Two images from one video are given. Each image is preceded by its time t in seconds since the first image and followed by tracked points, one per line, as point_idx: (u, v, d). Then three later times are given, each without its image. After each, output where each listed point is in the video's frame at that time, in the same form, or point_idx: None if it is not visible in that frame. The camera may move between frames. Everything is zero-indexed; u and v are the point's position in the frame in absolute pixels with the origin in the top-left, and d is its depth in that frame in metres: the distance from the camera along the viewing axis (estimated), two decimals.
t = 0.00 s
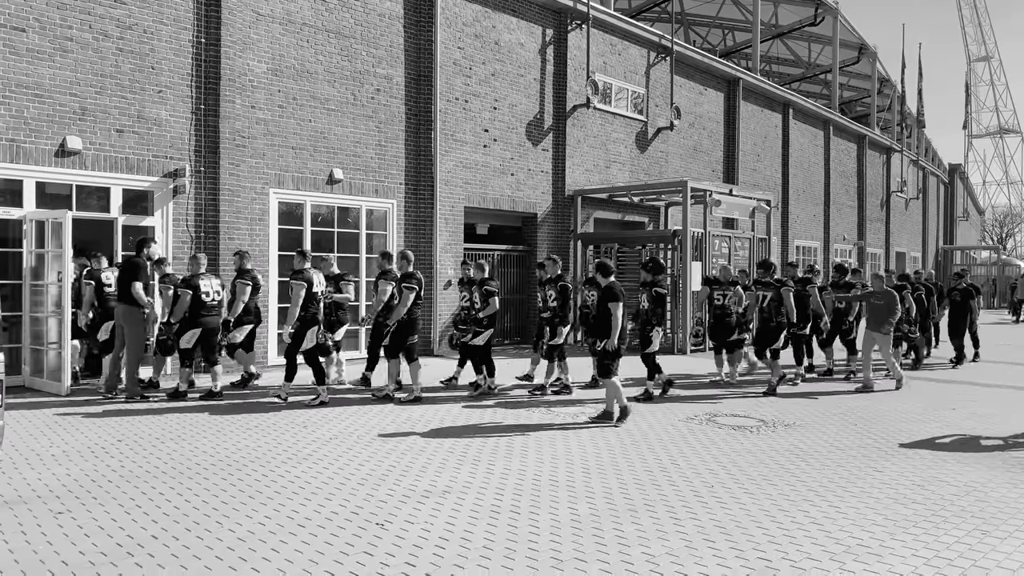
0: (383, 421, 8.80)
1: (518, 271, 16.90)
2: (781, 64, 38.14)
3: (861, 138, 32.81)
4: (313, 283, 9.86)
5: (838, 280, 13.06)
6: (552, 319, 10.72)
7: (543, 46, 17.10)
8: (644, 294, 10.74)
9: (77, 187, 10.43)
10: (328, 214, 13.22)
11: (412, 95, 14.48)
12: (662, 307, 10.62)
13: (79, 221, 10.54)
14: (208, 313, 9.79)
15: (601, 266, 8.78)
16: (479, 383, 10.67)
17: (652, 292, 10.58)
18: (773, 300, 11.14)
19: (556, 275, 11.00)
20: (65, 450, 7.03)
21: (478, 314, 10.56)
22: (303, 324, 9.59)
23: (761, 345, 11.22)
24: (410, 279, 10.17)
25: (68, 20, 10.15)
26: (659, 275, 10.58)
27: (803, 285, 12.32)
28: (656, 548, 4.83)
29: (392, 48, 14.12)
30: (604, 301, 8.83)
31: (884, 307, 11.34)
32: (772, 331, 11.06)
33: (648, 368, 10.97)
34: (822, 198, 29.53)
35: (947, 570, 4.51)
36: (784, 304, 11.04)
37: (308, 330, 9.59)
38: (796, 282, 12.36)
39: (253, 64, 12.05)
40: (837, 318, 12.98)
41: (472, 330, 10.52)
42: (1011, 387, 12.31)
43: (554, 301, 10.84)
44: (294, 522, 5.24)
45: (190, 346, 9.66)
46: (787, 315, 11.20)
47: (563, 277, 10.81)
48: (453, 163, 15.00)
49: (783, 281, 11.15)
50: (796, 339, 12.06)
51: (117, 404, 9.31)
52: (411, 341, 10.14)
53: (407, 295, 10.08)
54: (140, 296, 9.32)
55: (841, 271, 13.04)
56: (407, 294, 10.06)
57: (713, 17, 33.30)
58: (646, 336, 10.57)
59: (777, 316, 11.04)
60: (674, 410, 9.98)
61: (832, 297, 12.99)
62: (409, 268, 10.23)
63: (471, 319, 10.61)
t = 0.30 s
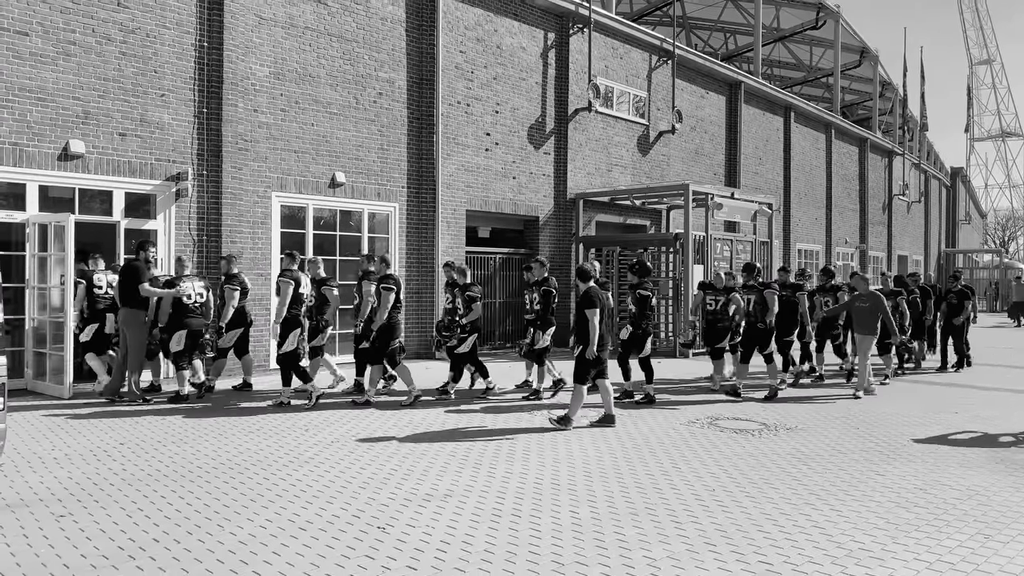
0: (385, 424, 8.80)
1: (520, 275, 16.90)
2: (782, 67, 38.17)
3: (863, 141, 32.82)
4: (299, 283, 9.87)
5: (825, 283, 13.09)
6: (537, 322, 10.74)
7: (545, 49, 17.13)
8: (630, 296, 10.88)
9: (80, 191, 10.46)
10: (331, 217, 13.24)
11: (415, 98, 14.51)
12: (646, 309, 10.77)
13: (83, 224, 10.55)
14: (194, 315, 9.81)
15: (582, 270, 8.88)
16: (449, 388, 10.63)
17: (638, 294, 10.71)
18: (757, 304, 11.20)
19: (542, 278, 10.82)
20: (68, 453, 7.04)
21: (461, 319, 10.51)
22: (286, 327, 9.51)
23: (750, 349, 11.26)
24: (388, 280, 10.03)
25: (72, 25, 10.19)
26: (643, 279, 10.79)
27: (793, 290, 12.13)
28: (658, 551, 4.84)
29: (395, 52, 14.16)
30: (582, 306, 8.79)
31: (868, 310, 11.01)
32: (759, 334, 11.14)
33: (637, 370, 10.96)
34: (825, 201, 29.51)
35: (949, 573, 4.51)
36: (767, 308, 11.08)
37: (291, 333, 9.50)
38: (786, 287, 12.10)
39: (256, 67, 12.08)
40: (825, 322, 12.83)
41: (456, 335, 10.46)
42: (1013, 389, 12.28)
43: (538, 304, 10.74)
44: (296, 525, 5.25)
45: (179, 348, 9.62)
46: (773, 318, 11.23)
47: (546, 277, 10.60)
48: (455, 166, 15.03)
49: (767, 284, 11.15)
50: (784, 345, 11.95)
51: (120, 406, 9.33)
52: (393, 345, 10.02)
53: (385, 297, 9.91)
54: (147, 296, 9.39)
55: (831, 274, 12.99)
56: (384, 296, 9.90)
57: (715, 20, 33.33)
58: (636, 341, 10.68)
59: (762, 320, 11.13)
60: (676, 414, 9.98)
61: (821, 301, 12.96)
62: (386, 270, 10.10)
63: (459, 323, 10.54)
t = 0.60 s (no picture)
0: (387, 438, 8.78)
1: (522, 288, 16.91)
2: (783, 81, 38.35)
3: (865, 155, 32.92)
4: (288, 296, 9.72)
5: (814, 295, 12.54)
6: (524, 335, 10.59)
7: (547, 64, 17.22)
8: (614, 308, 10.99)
9: (83, 204, 10.49)
10: (333, 231, 13.27)
11: (417, 112, 14.58)
12: (632, 322, 10.86)
13: (85, 237, 10.58)
14: (179, 328, 9.93)
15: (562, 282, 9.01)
16: (448, 401, 10.54)
17: (622, 307, 10.85)
18: (741, 316, 10.79)
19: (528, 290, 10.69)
20: (69, 467, 7.02)
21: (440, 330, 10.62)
22: (269, 338, 9.46)
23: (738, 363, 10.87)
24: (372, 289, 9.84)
25: (76, 39, 10.26)
26: (627, 291, 10.90)
27: (779, 301, 12.17)
28: (661, 566, 4.81)
29: (397, 66, 14.23)
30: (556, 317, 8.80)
31: (856, 324, 10.94)
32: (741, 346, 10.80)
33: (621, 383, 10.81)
34: (826, 214, 29.54)
35: None
36: (753, 321, 10.70)
37: (274, 344, 9.43)
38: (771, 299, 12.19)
39: (259, 82, 12.15)
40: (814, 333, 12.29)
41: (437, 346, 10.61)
42: (1016, 404, 12.24)
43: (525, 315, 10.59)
44: (297, 539, 5.23)
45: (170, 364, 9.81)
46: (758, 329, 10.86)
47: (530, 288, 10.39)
48: (457, 180, 15.08)
49: (750, 295, 10.75)
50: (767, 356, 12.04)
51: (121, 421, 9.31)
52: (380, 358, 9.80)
53: (370, 305, 9.72)
54: (149, 310, 9.43)
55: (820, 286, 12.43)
56: (369, 304, 9.71)
57: (716, 35, 33.50)
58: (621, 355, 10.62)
59: (746, 333, 10.75)
60: (679, 428, 9.95)
61: (809, 315, 12.45)
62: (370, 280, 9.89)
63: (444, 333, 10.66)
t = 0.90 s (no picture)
0: (388, 457, 8.74)
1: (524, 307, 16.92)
2: (783, 101, 38.58)
3: (865, 174, 33.02)
4: (267, 317, 9.70)
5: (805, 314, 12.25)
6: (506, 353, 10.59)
7: (548, 84, 17.33)
8: (600, 325, 10.91)
9: (86, 223, 10.52)
10: (335, 249, 13.29)
11: (419, 132, 14.65)
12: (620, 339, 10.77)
13: (88, 256, 10.60)
14: (166, 343, 9.90)
15: (545, 300, 8.89)
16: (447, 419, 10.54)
17: (609, 325, 10.82)
18: (728, 336, 10.82)
19: (510, 307, 10.73)
20: (69, 486, 6.99)
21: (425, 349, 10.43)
22: (249, 359, 9.58)
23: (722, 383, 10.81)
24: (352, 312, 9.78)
25: (82, 59, 10.35)
26: (614, 309, 10.96)
27: (763, 319, 12.25)
28: None
29: (400, 86, 14.32)
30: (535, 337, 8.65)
31: (844, 343, 10.79)
32: (728, 367, 10.66)
33: (603, 404, 10.90)
34: (827, 233, 29.58)
35: None
36: (740, 341, 10.73)
37: (252, 363, 9.55)
38: (755, 316, 12.22)
39: (262, 101, 12.23)
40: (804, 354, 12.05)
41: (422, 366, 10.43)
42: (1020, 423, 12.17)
43: (508, 334, 10.67)
44: (298, 559, 5.19)
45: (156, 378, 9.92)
46: (745, 349, 10.83)
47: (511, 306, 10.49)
48: (459, 199, 15.13)
49: (737, 316, 10.80)
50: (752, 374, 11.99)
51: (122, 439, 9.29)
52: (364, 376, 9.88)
53: (351, 329, 9.71)
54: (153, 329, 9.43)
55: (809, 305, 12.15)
56: (350, 328, 9.70)
57: (717, 55, 33.72)
58: (603, 371, 10.54)
59: (733, 353, 10.69)
60: (681, 447, 9.90)
61: (799, 335, 12.23)
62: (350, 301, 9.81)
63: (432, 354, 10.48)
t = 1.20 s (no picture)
0: (388, 479, 8.69)
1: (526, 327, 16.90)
2: (783, 122, 38.79)
3: (866, 195, 33.09)
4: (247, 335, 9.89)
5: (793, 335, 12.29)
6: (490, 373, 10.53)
7: (549, 106, 17.44)
8: (586, 347, 10.84)
9: (88, 244, 10.53)
10: (337, 270, 13.30)
11: (421, 153, 14.72)
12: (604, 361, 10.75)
13: (90, 277, 10.61)
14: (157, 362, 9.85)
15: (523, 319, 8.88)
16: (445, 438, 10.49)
17: (593, 346, 10.75)
18: (713, 357, 10.79)
19: (497, 327, 10.75)
20: (67, 508, 6.94)
21: (411, 368, 10.11)
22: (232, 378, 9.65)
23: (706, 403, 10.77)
24: (329, 333, 9.72)
25: (87, 81, 10.43)
26: (598, 330, 10.83)
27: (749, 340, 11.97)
28: None
29: (402, 108, 14.41)
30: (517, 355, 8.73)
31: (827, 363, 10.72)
32: (715, 388, 10.69)
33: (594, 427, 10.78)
34: (828, 254, 29.60)
35: None
36: (724, 362, 10.70)
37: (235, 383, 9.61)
38: (742, 337, 11.91)
39: (265, 123, 12.30)
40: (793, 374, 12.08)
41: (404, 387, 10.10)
42: None
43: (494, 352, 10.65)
44: None
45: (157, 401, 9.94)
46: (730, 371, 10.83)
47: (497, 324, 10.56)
48: (461, 220, 15.17)
49: (722, 336, 10.79)
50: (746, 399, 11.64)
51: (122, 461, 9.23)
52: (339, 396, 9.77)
53: (326, 351, 9.62)
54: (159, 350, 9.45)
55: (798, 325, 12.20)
56: (325, 350, 9.62)
57: (717, 77, 33.94)
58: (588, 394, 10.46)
59: (717, 374, 10.71)
60: (683, 469, 9.84)
61: (789, 355, 12.29)
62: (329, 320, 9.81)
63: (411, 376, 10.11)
